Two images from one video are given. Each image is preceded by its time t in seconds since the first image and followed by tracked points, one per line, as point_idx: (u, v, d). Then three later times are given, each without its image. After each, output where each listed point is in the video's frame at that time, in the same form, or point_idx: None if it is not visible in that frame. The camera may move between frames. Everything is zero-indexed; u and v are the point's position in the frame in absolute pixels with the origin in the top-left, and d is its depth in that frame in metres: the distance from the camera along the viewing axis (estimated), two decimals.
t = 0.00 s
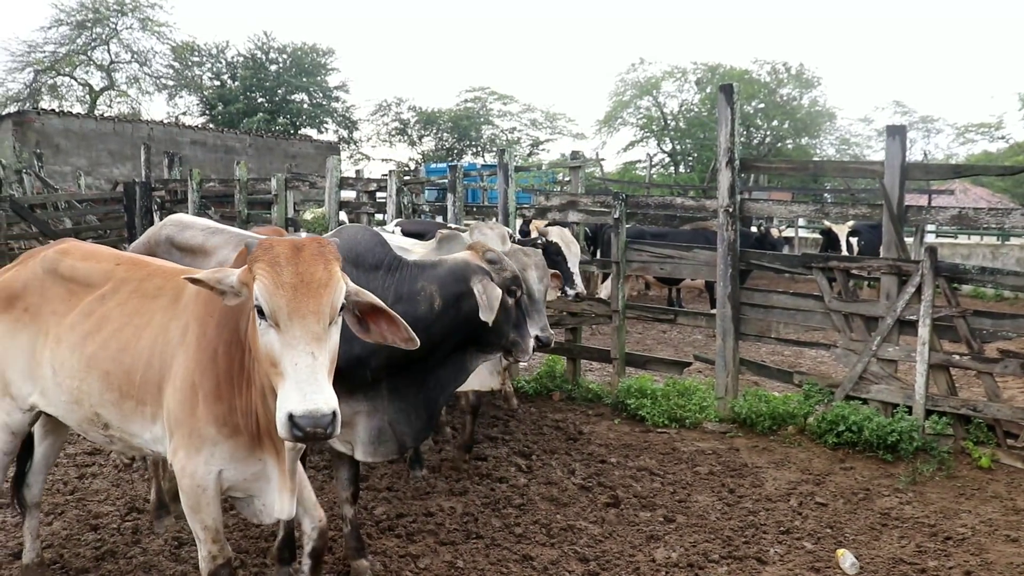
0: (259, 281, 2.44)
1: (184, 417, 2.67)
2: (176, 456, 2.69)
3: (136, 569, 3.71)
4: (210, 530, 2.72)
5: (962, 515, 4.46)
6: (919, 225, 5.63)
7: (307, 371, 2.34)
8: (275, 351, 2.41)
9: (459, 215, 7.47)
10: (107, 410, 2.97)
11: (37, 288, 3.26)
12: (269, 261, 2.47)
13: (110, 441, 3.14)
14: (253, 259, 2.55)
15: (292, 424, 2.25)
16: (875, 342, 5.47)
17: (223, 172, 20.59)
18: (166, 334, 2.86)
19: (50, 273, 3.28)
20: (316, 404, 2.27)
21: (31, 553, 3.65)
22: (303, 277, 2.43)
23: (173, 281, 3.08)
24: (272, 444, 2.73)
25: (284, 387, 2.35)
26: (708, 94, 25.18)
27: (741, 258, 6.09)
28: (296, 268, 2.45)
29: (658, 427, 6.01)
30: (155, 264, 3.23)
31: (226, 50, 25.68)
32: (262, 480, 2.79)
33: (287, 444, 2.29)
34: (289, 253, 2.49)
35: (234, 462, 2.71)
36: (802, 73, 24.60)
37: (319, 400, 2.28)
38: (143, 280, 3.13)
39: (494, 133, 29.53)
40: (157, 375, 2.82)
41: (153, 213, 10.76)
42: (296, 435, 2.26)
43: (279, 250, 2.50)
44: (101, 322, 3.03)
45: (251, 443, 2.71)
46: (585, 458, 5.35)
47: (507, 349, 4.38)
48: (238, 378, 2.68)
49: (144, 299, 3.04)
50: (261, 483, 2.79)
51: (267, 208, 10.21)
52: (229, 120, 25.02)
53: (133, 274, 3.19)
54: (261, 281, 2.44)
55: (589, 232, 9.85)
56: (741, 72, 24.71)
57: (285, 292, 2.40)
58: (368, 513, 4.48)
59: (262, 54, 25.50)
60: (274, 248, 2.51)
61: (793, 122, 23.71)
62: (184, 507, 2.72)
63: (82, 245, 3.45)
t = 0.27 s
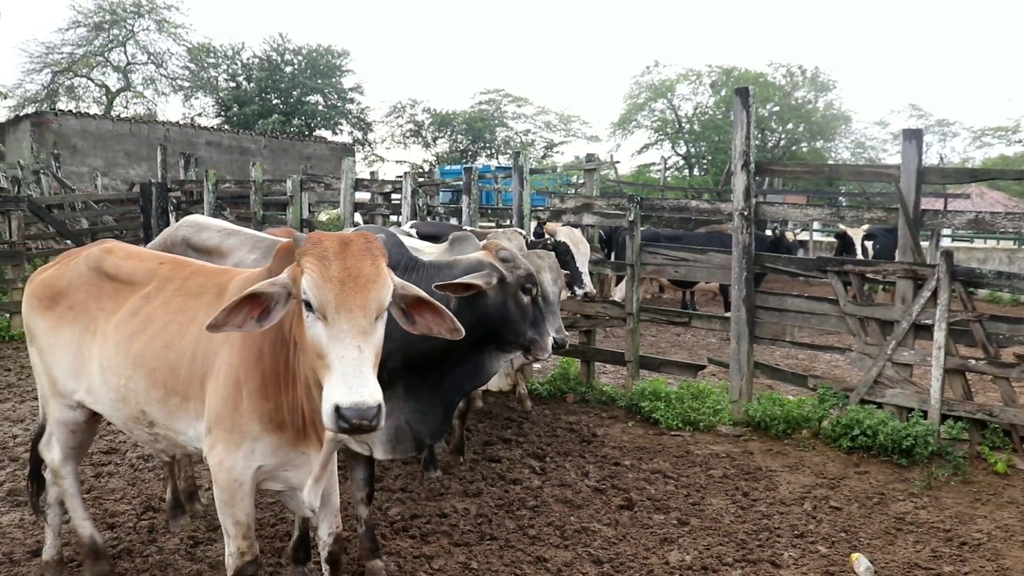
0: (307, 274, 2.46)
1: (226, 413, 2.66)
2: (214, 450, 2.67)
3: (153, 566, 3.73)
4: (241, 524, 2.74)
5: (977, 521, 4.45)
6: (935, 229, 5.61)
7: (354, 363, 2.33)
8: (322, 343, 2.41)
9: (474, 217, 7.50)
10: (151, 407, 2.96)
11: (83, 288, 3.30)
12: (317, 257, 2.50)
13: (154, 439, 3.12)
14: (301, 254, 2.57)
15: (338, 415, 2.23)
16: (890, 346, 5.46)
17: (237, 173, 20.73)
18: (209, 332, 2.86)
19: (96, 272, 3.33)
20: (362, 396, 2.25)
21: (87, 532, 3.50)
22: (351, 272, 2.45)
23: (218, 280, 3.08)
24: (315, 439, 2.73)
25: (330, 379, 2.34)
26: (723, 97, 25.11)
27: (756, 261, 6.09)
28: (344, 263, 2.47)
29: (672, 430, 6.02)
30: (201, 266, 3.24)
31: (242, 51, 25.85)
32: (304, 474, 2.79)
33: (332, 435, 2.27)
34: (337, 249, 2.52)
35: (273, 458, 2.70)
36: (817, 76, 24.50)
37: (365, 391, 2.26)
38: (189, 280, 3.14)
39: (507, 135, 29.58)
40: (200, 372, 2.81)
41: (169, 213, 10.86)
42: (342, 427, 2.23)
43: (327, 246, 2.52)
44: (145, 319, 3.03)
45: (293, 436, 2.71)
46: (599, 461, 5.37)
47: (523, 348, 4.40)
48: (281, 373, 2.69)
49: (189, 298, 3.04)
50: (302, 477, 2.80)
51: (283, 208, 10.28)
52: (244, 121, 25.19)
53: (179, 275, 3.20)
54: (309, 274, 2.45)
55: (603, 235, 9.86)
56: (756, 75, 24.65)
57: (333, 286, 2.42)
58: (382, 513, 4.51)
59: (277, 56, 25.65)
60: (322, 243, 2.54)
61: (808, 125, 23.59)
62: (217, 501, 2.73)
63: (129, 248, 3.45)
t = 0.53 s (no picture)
0: (372, 278, 2.34)
1: (264, 409, 2.51)
2: (248, 445, 2.54)
3: (160, 564, 3.73)
4: (267, 521, 2.62)
5: (983, 524, 4.45)
6: (941, 232, 5.61)
7: (429, 368, 2.26)
8: (390, 349, 2.30)
9: (480, 218, 7.52)
10: (188, 405, 2.78)
11: (118, 278, 3.07)
12: (380, 260, 2.38)
13: (195, 436, 2.93)
14: (359, 257, 2.44)
15: (420, 421, 2.16)
16: (896, 348, 5.47)
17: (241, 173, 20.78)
18: (248, 326, 2.70)
19: (134, 264, 3.11)
20: (441, 400, 2.18)
21: (122, 552, 3.42)
22: (419, 274, 2.35)
23: (260, 275, 2.92)
24: (357, 435, 2.61)
25: (403, 385, 2.25)
26: (727, 99, 25.12)
27: (762, 263, 6.09)
28: (409, 266, 2.37)
29: (676, 431, 6.03)
30: (240, 259, 3.08)
31: (247, 51, 25.90)
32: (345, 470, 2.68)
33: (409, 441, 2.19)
34: (397, 251, 2.41)
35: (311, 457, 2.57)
36: (822, 79, 24.50)
37: (443, 394, 2.20)
38: (228, 273, 2.97)
39: (511, 136, 29.63)
40: (240, 369, 2.64)
41: (175, 212, 10.89)
42: (422, 432, 2.16)
43: (388, 248, 2.41)
44: (180, 312, 2.86)
45: (334, 432, 2.58)
46: (604, 462, 5.37)
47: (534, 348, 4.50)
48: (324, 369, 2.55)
49: (229, 292, 2.87)
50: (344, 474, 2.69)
51: (288, 208, 10.30)
52: (248, 121, 25.24)
53: (217, 268, 3.03)
54: (375, 278, 2.34)
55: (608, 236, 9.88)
56: (760, 77, 24.66)
57: (402, 290, 2.31)
58: (389, 513, 4.52)
59: (281, 56, 25.69)
60: (383, 246, 2.43)
61: (812, 128, 23.59)
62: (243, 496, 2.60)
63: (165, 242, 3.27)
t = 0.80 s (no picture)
0: (415, 274, 2.36)
1: (290, 409, 2.51)
2: (273, 444, 2.53)
3: (163, 566, 3.73)
4: (287, 520, 2.60)
5: (979, 519, 4.50)
6: (935, 232, 5.67)
7: (472, 362, 2.29)
8: (432, 344, 2.32)
9: (476, 219, 7.53)
10: (214, 406, 2.78)
11: (143, 282, 3.07)
12: (422, 257, 2.41)
13: (221, 436, 2.92)
14: (399, 254, 2.46)
15: (467, 413, 2.19)
16: (891, 347, 5.52)
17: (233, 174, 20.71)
18: (274, 328, 2.69)
19: (159, 268, 3.10)
20: (486, 392, 2.22)
21: (127, 555, 3.37)
22: (460, 271, 2.38)
23: (285, 276, 2.91)
24: (384, 433, 2.61)
25: (448, 379, 2.27)
26: (717, 100, 25.22)
27: (757, 263, 6.14)
28: (450, 263, 2.39)
29: (673, 431, 6.06)
30: (263, 261, 3.07)
31: (237, 52, 25.82)
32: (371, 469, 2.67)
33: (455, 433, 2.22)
34: (437, 249, 2.44)
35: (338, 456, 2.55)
36: (812, 79, 24.67)
37: (487, 387, 2.23)
38: (252, 274, 2.96)
39: (502, 136, 29.69)
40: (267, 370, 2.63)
41: (168, 214, 10.86)
42: (468, 424, 2.20)
43: (429, 246, 2.44)
44: (204, 314, 2.85)
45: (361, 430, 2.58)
46: (602, 461, 5.40)
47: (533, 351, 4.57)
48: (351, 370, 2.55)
49: (254, 294, 2.86)
50: (369, 472, 2.68)
51: (282, 210, 10.29)
52: (239, 122, 25.17)
53: (240, 269, 3.02)
54: (417, 274, 2.35)
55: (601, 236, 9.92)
56: (751, 78, 24.82)
57: (445, 287, 2.33)
58: (390, 514, 4.52)
59: (272, 57, 25.63)
60: (423, 244, 2.45)
61: (802, 128, 23.75)
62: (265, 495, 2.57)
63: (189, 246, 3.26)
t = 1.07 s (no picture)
0: (427, 263, 2.52)
1: (304, 402, 2.65)
2: (287, 437, 2.66)
3: (161, 562, 3.88)
4: (303, 509, 2.71)
5: (965, 510, 4.59)
6: (921, 229, 5.77)
7: (484, 345, 2.45)
8: (445, 329, 2.49)
9: (465, 216, 7.55)
10: (228, 396, 2.90)
11: (156, 276, 3.15)
12: (434, 246, 2.57)
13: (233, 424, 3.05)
14: (411, 244, 2.63)
15: (479, 395, 2.35)
16: (878, 343, 5.61)
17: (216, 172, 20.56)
18: (287, 322, 2.81)
19: (172, 262, 3.19)
20: (498, 375, 2.38)
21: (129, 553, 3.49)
22: (471, 260, 2.54)
23: (296, 270, 3.02)
24: (392, 423, 2.77)
25: (461, 362, 2.44)
26: (700, 98, 25.40)
27: (746, 259, 6.20)
28: (462, 252, 2.56)
29: (664, 426, 6.11)
30: (273, 254, 3.17)
31: (219, 49, 25.62)
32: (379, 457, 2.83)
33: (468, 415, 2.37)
34: (449, 239, 2.60)
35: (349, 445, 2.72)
36: (794, 78, 24.89)
37: (499, 371, 2.39)
38: (263, 268, 3.07)
39: (485, 134, 29.71)
40: (280, 363, 2.77)
41: (154, 212, 10.79)
42: (481, 405, 2.35)
43: (441, 236, 2.60)
44: (217, 308, 2.95)
45: (371, 421, 2.74)
46: (594, 456, 5.43)
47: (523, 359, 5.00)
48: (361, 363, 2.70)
49: (267, 288, 2.96)
50: (377, 461, 2.84)
51: (268, 207, 10.24)
52: (221, 120, 24.97)
53: (252, 262, 3.12)
54: (430, 263, 2.52)
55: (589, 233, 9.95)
56: (733, 76, 25.01)
57: (457, 274, 2.50)
58: (385, 509, 4.54)
59: (254, 54, 25.45)
60: (435, 233, 2.61)
61: (784, 126, 23.97)
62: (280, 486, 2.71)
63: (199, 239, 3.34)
